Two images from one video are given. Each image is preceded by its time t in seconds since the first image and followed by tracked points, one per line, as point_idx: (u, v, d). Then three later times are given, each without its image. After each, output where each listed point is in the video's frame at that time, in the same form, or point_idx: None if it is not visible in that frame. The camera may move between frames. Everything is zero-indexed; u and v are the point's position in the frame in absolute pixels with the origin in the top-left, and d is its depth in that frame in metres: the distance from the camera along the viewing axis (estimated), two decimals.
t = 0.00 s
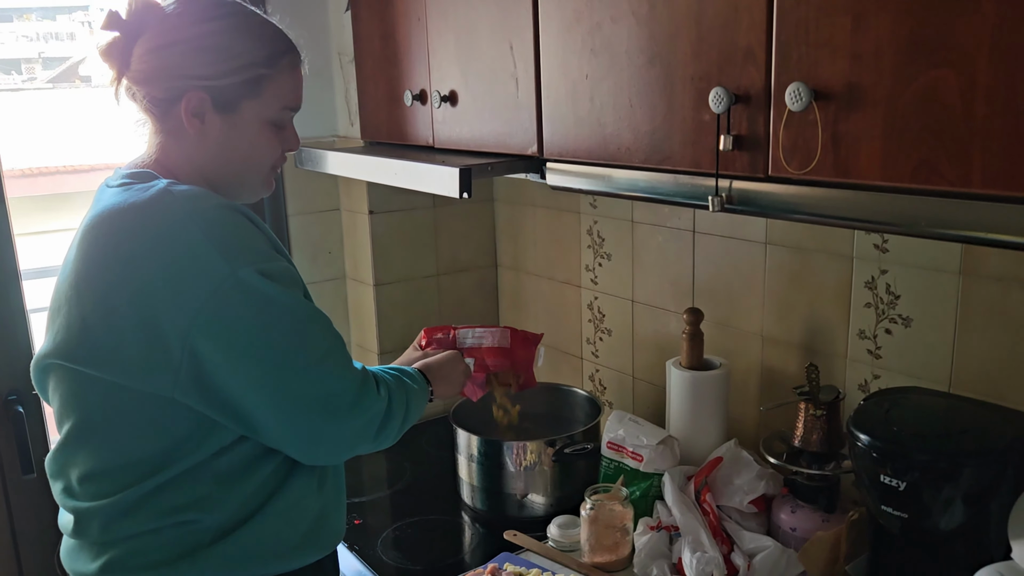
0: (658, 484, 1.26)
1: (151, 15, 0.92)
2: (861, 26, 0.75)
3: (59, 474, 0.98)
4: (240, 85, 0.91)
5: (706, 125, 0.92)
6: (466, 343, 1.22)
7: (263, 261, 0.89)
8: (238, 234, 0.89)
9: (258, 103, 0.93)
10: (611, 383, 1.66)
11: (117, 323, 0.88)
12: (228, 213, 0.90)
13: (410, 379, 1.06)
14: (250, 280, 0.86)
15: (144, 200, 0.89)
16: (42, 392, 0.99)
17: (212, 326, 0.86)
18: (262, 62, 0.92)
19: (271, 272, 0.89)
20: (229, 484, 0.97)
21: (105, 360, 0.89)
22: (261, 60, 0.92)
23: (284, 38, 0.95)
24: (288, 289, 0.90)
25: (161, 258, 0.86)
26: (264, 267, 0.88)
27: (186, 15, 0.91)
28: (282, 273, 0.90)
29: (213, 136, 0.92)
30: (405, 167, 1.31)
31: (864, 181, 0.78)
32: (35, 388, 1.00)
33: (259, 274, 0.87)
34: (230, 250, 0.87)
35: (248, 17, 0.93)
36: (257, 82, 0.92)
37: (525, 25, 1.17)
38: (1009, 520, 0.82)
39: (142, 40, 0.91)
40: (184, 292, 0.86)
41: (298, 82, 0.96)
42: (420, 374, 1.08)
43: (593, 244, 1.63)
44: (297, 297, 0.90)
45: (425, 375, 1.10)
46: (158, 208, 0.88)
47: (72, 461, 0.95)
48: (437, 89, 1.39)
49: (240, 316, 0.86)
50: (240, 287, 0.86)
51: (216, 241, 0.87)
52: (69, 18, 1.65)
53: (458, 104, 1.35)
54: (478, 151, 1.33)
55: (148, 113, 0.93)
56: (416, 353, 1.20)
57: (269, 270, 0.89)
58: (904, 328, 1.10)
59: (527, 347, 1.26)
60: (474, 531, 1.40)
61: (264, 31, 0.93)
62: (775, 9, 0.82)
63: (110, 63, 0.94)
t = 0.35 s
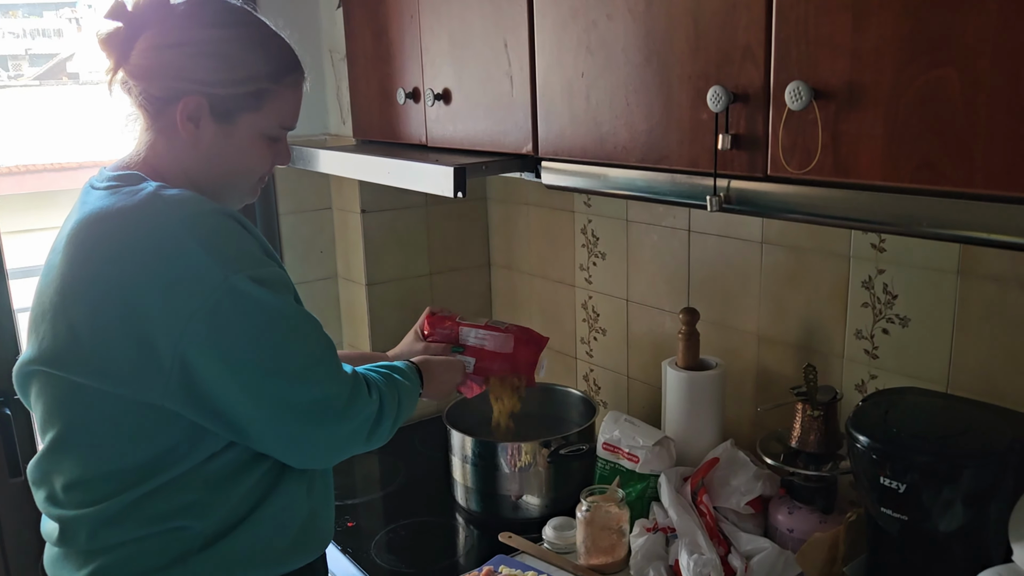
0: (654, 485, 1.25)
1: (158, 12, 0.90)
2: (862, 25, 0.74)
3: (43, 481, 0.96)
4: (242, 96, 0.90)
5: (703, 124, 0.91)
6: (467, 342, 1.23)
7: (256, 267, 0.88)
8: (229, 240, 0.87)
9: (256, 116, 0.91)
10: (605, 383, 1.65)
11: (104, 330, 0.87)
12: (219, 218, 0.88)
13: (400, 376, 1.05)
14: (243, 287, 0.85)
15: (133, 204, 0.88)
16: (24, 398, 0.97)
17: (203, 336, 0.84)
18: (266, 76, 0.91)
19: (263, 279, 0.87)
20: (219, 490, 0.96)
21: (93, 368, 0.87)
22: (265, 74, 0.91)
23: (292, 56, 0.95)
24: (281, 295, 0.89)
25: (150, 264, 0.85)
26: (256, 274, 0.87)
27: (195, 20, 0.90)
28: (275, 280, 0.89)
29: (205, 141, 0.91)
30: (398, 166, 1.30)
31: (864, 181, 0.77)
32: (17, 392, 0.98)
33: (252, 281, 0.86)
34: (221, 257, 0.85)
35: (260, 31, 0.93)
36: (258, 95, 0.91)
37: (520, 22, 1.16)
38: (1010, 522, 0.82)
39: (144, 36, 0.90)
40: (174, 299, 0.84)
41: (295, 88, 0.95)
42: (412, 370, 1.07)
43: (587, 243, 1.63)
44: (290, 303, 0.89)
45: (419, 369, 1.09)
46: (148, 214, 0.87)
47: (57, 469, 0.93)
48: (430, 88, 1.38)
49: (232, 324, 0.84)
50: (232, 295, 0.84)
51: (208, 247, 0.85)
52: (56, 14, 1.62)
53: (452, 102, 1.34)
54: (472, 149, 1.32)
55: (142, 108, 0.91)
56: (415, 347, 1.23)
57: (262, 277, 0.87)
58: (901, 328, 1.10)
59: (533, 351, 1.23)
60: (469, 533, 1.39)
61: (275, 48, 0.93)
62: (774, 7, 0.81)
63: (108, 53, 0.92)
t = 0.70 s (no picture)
0: (649, 487, 1.25)
1: (142, 15, 0.88)
2: (861, 25, 0.73)
3: (26, 490, 0.95)
4: (236, 101, 0.88)
5: (700, 124, 0.91)
6: (465, 340, 1.22)
7: (244, 277, 0.86)
8: (216, 249, 0.86)
9: (250, 119, 0.90)
10: (598, 384, 1.64)
11: (88, 341, 0.85)
12: (205, 227, 0.87)
13: (390, 377, 1.04)
14: (229, 297, 0.83)
15: (117, 212, 0.86)
16: (6, 406, 0.96)
17: (190, 347, 0.83)
18: (259, 78, 0.89)
19: (252, 289, 0.86)
20: (207, 498, 0.94)
21: (78, 379, 0.86)
22: (258, 75, 0.89)
23: (284, 55, 0.93)
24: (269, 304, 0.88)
25: (135, 274, 0.83)
26: (245, 284, 0.86)
27: (182, 21, 0.87)
28: (263, 289, 0.88)
29: (199, 147, 0.89)
30: (389, 166, 1.28)
31: (863, 182, 0.76)
32: None
33: (239, 291, 0.84)
34: (209, 268, 0.84)
35: (250, 30, 0.90)
36: (251, 97, 0.89)
37: (513, 21, 1.15)
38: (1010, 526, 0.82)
39: (130, 41, 0.88)
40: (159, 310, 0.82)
41: (287, 88, 0.93)
42: (402, 371, 1.06)
43: (580, 244, 1.62)
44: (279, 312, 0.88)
45: (409, 369, 1.08)
46: (133, 223, 0.85)
47: (40, 479, 0.92)
48: (422, 87, 1.36)
49: (219, 335, 0.83)
50: (218, 305, 0.83)
51: (193, 256, 0.84)
52: (41, 11, 1.60)
53: (444, 102, 1.32)
54: (464, 149, 1.31)
55: (130, 116, 0.90)
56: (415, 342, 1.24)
57: (250, 287, 0.86)
58: (897, 329, 1.09)
59: (529, 351, 1.20)
60: (462, 536, 1.38)
61: (266, 48, 0.91)
62: (772, 7, 0.80)
63: (92, 58, 0.90)
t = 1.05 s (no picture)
0: (641, 486, 1.25)
1: (125, 15, 0.87)
2: (856, 24, 0.73)
3: (11, 495, 0.94)
4: (224, 102, 0.87)
5: (694, 124, 0.91)
6: (461, 335, 1.19)
7: (231, 280, 0.85)
8: (203, 252, 0.85)
9: (239, 119, 0.89)
10: (589, 383, 1.64)
11: (74, 345, 0.84)
12: (191, 229, 0.86)
13: (381, 373, 1.02)
14: (217, 302, 0.82)
15: (101, 216, 0.85)
16: None
17: (178, 351, 0.82)
18: (247, 78, 0.88)
19: (239, 292, 0.85)
20: (197, 500, 0.94)
21: (64, 385, 0.85)
22: (246, 75, 0.88)
23: (271, 53, 0.92)
24: (257, 307, 0.87)
25: (122, 278, 0.82)
26: (232, 287, 0.85)
27: (166, 21, 0.86)
28: (250, 291, 0.87)
29: (188, 149, 0.88)
30: (380, 165, 1.27)
31: (858, 181, 0.76)
32: None
33: (227, 295, 0.84)
34: (196, 272, 0.83)
35: (238, 28, 0.89)
36: (241, 97, 0.88)
37: (505, 20, 1.14)
38: (1003, 523, 0.82)
39: (113, 43, 0.86)
40: (146, 315, 0.82)
41: (275, 84, 0.93)
42: (394, 366, 1.05)
43: (571, 242, 1.62)
44: (266, 313, 0.87)
45: (400, 365, 1.08)
46: (119, 225, 0.84)
47: (26, 484, 0.91)
48: (413, 85, 1.36)
49: (207, 340, 0.82)
50: (205, 309, 0.82)
51: (180, 260, 0.83)
52: (23, 9, 1.58)
53: (435, 100, 1.32)
54: (456, 148, 1.30)
55: (116, 119, 0.88)
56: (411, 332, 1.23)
57: (237, 290, 0.85)
58: (888, 327, 1.10)
59: (525, 353, 1.17)
60: (454, 536, 1.38)
61: (253, 46, 0.90)
62: (766, 6, 0.81)
63: (75, 59, 0.88)
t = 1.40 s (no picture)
0: (626, 480, 1.25)
1: (104, 21, 0.85)
2: (839, 20, 0.74)
3: None
4: (202, 120, 0.86)
5: (678, 119, 0.91)
6: (453, 327, 1.17)
7: (215, 281, 0.85)
8: (186, 252, 0.84)
9: (219, 136, 0.88)
10: (574, 377, 1.65)
11: (56, 346, 0.83)
12: (174, 229, 0.85)
13: (364, 365, 1.02)
14: (201, 303, 0.82)
15: (82, 216, 0.84)
16: None
17: (162, 353, 0.81)
18: (227, 96, 0.87)
19: (223, 292, 0.85)
20: (181, 499, 0.93)
21: (45, 387, 0.84)
22: (226, 93, 0.87)
23: (256, 67, 0.90)
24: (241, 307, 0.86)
25: (104, 278, 0.82)
26: (217, 288, 0.84)
27: (145, 34, 0.84)
28: (234, 291, 0.86)
29: (166, 162, 0.88)
30: (364, 160, 1.26)
31: (841, 175, 0.77)
32: None
33: (211, 296, 0.83)
34: (180, 273, 0.82)
35: (221, 41, 0.87)
36: (220, 116, 0.87)
37: (489, 15, 1.14)
38: (984, 514, 0.84)
39: (92, 50, 0.84)
40: (129, 317, 0.81)
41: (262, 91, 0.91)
42: (378, 357, 1.04)
43: (556, 238, 1.62)
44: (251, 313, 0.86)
45: (384, 356, 1.07)
46: (99, 225, 0.83)
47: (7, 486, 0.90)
48: (397, 80, 1.35)
49: (191, 341, 0.81)
50: (189, 311, 0.81)
51: (163, 261, 0.82)
52: None
53: (419, 95, 1.31)
54: (440, 143, 1.30)
55: (95, 124, 0.87)
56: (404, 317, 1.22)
57: (222, 291, 0.85)
58: (870, 321, 1.11)
59: (514, 356, 1.15)
60: (439, 531, 1.38)
61: (236, 61, 0.88)
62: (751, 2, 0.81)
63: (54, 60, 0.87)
